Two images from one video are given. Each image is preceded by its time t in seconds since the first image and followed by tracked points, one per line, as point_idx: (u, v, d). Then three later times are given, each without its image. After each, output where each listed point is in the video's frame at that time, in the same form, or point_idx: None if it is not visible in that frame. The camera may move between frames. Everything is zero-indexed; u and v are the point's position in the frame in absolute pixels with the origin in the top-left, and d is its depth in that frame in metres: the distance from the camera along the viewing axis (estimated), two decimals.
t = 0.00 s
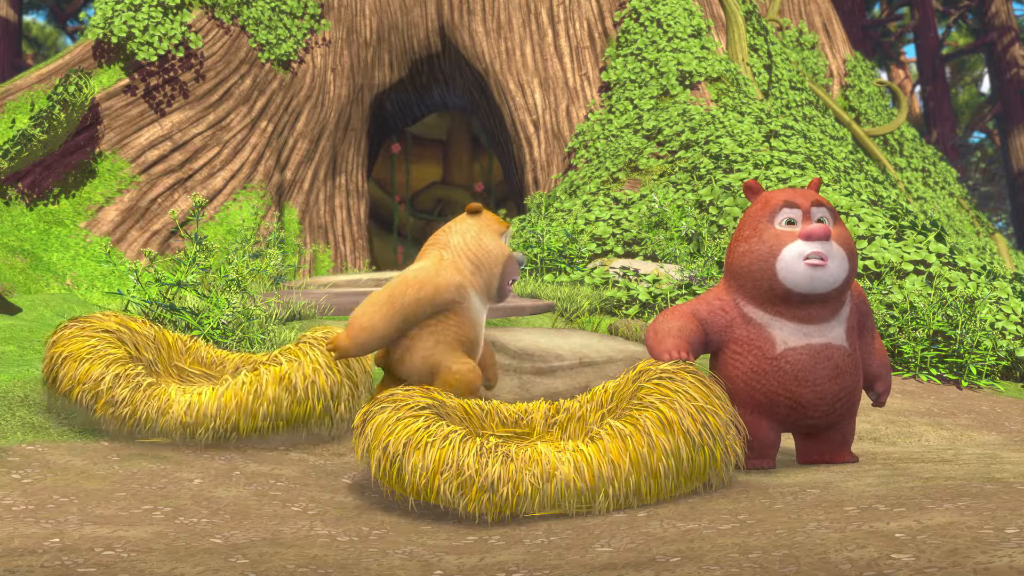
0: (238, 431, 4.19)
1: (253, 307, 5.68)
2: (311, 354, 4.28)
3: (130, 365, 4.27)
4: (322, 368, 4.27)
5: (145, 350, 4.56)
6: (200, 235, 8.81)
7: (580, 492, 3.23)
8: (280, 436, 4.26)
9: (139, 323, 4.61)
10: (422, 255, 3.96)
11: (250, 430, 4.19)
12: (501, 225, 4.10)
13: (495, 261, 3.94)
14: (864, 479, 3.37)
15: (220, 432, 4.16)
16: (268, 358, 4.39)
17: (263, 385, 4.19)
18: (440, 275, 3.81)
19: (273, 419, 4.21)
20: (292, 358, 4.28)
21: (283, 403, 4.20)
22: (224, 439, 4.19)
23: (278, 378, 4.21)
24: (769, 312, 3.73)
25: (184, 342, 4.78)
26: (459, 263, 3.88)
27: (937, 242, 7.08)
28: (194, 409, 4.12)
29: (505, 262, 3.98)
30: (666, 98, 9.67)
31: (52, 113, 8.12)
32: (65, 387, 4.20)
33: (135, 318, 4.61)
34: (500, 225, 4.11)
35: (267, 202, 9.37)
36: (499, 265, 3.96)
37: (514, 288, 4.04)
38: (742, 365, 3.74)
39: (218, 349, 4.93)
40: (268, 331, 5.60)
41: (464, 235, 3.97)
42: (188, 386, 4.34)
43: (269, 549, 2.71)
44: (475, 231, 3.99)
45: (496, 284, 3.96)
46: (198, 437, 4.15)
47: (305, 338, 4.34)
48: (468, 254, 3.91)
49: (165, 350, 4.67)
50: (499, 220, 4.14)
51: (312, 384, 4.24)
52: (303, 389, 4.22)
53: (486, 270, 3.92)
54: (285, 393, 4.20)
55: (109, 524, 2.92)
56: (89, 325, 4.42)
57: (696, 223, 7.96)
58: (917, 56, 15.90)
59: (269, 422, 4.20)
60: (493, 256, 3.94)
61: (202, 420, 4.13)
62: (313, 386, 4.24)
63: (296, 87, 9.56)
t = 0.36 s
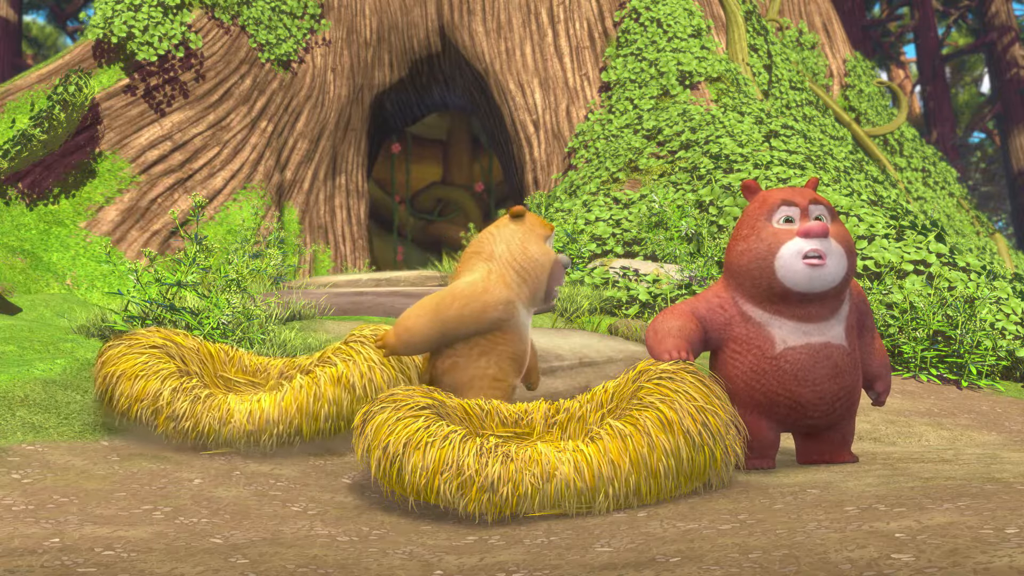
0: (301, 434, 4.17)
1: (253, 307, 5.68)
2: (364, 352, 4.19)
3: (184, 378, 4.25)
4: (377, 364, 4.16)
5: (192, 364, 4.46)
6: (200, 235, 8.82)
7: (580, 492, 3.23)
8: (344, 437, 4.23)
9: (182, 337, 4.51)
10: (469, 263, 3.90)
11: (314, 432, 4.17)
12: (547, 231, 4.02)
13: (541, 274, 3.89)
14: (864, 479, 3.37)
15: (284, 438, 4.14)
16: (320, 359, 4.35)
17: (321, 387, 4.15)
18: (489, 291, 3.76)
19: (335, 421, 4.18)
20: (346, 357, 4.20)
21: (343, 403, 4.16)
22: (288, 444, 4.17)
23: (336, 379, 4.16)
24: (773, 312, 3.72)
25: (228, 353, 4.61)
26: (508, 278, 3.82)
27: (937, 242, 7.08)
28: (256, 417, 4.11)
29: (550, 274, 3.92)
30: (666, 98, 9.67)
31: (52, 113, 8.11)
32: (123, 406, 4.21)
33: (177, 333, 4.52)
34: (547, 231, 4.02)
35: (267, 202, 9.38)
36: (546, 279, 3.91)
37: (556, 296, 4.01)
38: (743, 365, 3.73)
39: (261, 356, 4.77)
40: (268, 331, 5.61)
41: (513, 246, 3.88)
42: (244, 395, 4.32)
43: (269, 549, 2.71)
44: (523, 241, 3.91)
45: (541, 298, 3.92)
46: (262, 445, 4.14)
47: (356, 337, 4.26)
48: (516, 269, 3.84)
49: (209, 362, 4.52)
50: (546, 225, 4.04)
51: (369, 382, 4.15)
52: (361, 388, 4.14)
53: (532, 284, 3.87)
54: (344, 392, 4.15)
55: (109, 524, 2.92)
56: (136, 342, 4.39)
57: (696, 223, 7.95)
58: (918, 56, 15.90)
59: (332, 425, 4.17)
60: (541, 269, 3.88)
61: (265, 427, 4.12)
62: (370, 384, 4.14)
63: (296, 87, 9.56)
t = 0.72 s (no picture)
0: (322, 430, 4.21)
1: (253, 307, 5.69)
2: (381, 349, 4.31)
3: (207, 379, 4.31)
4: (394, 359, 4.28)
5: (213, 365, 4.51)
6: (200, 235, 8.82)
7: (580, 492, 3.23)
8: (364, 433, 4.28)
9: (203, 339, 4.57)
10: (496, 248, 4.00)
11: (335, 428, 4.22)
12: (576, 217, 4.14)
13: (567, 257, 3.97)
14: (864, 479, 3.37)
15: (306, 434, 4.19)
16: (339, 357, 4.42)
17: (341, 383, 4.22)
18: (513, 273, 3.84)
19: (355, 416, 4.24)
20: (363, 354, 4.30)
21: (362, 398, 4.22)
22: (310, 440, 4.22)
23: (355, 375, 4.23)
24: (773, 308, 3.72)
25: (249, 353, 4.66)
26: (534, 260, 3.91)
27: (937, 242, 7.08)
28: (278, 414, 4.16)
29: (578, 257, 4.02)
30: (666, 98, 9.66)
31: (52, 113, 8.11)
32: (149, 409, 4.27)
33: (197, 335, 4.58)
34: (575, 218, 4.13)
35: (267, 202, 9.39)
36: (572, 261, 4.00)
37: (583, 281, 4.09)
38: (743, 364, 3.73)
39: (280, 356, 4.83)
40: (268, 331, 5.63)
41: (540, 230, 3.99)
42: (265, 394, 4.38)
43: (269, 548, 2.71)
44: (552, 226, 4.02)
45: (567, 281, 3.99)
46: (285, 441, 4.18)
47: (373, 333, 4.39)
48: (542, 251, 3.93)
49: (232, 362, 4.57)
50: (574, 211, 4.15)
51: (387, 376, 4.24)
52: (379, 382, 4.23)
53: (558, 267, 3.95)
54: (363, 387, 4.23)
55: (109, 524, 2.92)
56: (159, 345, 4.44)
57: (696, 223, 7.94)
58: (918, 56, 15.90)
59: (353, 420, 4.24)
60: (567, 252, 3.97)
61: (286, 424, 4.17)
62: (388, 378, 4.24)
63: (296, 87, 9.57)
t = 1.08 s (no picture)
0: (339, 428, 4.23)
1: (253, 307, 5.69)
2: (395, 346, 4.28)
3: (223, 379, 4.30)
4: (409, 357, 4.26)
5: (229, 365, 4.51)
6: (200, 235, 8.83)
7: (580, 492, 3.23)
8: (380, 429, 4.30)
9: (219, 339, 4.57)
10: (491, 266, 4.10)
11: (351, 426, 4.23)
12: (561, 224, 4.20)
13: (565, 261, 4.04)
14: (864, 479, 3.37)
15: (324, 432, 4.21)
16: (354, 355, 4.40)
17: (356, 381, 4.21)
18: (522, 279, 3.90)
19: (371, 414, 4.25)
20: (379, 352, 4.28)
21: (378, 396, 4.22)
22: (327, 438, 4.24)
23: (370, 373, 4.21)
24: (774, 312, 3.72)
25: (264, 352, 4.68)
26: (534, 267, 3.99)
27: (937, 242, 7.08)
28: (294, 413, 4.17)
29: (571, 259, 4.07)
30: (666, 98, 9.66)
31: (52, 113, 8.10)
32: (167, 409, 4.27)
33: (213, 336, 4.58)
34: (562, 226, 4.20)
35: (267, 202, 9.40)
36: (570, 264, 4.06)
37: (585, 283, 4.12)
38: (743, 365, 3.74)
39: (294, 354, 4.85)
40: (268, 331, 5.64)
41: (530, 241, 4.08)
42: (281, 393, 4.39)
43: (269, 548, 2.71)
44: (539, 235, 4.09)
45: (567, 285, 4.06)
46: (302, 440, 4.19)
47: (387, 331, 4.35)
48: (538, 259, 4.01)
49: (247, 363, 4.59)
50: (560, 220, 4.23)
51: (402, 374, 4.23)
52: (394, 381, 4.20)
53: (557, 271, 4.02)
54: (378, 386, 4.21)
55: (108, 525, 2.92)
56: (175, 346, 4.45)
57: (696, 223, 7.94)
58: (918, 56, 15.90)
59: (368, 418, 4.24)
60: (563, 256, 4.04)
61: (304, 423, 4.18)
62: (403, 376, 4.22)
63: (296, 87, 9.57)
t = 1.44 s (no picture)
0: (338, 428, 4.24)
1: (253, 307, 5.69)
2: (395, 347, 4.29)
3: (223, 379, 4.30)
4: (408, 357, 4.26)
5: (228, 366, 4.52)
6: (200, 235, 8.83)
7: (580, 492, 3.23)
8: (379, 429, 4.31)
9: (219, 340, 4.57)
10: (489, 290, 4.13)
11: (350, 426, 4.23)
12: (570, 282, 3.95)
13: (550, 324, 3.93)
14: (864, 479, 3.37)
15: (324, 433, 4.21)
16: (354, 356, 4.41)
17: (356, 381, 4.21)
18: (498, 330, 3.94)
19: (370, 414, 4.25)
20: (378, 352, 4.28)
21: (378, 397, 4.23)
22: (326, 438, 4.25)
23: (370, 373, 4.22)
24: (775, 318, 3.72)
25: (264, 352, 4.68)
26: (514, 317, 3.96)
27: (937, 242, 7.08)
28: (294, 413, 4.16)
29: (556, 326, 3.93)
30: (666, 98, 9.65)
31: (52, 113, 8.09)
32: (167, 410, 4.26)
33: (214, 336, 4.58)
34: (575, 283, 3.96)
35: (267, 202, 9.40)
36: (553, 330, 3.94)
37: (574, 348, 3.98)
38: (743, 365, 3.74)
39: (294, 354, 4.86)
40: (268, 331, 5.65)
41: (527, 285, 3.99)
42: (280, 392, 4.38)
43: (269, 549, 2.71)
44: (536, 284, 3.97)
45: (549, 348, 3.97)
46: (302, 440, 4.20)
47: (386, 332, 4.36)
48: (524, 312, 3.95)
49: (247, 363, 4.60)
50: (577, 274, 3.97)
51: (402, 374, 4.24)
52: (394, 381, 4.22)
53: (535, 331, 3.94)
54: (378, 386, 4.22)
55: (108, 525, 2.92)
56: (175, 346, 4.45)
57: (696, 223, 7.93)
58: (918, 56, 15.90)
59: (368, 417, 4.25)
60: (547, 320, 3.92)
61: (303, 423, 4.17)
62: (403, 376, 4.23)
63: (296, 87, 9.57)
